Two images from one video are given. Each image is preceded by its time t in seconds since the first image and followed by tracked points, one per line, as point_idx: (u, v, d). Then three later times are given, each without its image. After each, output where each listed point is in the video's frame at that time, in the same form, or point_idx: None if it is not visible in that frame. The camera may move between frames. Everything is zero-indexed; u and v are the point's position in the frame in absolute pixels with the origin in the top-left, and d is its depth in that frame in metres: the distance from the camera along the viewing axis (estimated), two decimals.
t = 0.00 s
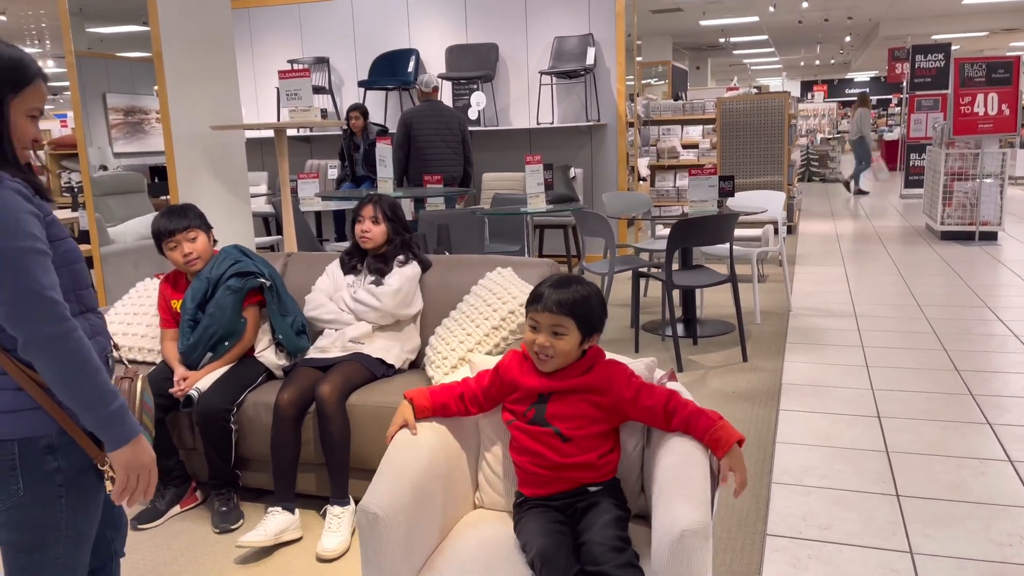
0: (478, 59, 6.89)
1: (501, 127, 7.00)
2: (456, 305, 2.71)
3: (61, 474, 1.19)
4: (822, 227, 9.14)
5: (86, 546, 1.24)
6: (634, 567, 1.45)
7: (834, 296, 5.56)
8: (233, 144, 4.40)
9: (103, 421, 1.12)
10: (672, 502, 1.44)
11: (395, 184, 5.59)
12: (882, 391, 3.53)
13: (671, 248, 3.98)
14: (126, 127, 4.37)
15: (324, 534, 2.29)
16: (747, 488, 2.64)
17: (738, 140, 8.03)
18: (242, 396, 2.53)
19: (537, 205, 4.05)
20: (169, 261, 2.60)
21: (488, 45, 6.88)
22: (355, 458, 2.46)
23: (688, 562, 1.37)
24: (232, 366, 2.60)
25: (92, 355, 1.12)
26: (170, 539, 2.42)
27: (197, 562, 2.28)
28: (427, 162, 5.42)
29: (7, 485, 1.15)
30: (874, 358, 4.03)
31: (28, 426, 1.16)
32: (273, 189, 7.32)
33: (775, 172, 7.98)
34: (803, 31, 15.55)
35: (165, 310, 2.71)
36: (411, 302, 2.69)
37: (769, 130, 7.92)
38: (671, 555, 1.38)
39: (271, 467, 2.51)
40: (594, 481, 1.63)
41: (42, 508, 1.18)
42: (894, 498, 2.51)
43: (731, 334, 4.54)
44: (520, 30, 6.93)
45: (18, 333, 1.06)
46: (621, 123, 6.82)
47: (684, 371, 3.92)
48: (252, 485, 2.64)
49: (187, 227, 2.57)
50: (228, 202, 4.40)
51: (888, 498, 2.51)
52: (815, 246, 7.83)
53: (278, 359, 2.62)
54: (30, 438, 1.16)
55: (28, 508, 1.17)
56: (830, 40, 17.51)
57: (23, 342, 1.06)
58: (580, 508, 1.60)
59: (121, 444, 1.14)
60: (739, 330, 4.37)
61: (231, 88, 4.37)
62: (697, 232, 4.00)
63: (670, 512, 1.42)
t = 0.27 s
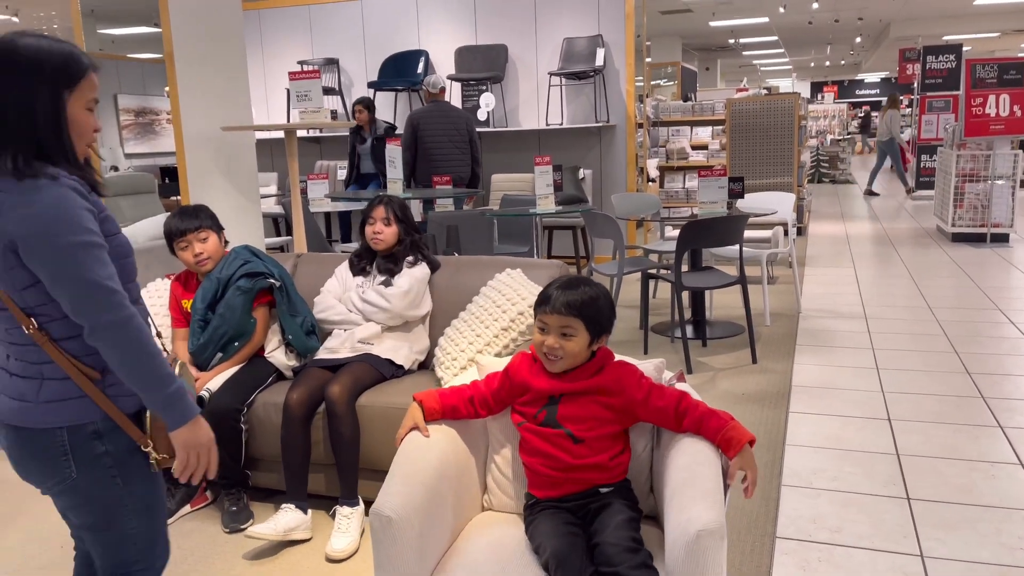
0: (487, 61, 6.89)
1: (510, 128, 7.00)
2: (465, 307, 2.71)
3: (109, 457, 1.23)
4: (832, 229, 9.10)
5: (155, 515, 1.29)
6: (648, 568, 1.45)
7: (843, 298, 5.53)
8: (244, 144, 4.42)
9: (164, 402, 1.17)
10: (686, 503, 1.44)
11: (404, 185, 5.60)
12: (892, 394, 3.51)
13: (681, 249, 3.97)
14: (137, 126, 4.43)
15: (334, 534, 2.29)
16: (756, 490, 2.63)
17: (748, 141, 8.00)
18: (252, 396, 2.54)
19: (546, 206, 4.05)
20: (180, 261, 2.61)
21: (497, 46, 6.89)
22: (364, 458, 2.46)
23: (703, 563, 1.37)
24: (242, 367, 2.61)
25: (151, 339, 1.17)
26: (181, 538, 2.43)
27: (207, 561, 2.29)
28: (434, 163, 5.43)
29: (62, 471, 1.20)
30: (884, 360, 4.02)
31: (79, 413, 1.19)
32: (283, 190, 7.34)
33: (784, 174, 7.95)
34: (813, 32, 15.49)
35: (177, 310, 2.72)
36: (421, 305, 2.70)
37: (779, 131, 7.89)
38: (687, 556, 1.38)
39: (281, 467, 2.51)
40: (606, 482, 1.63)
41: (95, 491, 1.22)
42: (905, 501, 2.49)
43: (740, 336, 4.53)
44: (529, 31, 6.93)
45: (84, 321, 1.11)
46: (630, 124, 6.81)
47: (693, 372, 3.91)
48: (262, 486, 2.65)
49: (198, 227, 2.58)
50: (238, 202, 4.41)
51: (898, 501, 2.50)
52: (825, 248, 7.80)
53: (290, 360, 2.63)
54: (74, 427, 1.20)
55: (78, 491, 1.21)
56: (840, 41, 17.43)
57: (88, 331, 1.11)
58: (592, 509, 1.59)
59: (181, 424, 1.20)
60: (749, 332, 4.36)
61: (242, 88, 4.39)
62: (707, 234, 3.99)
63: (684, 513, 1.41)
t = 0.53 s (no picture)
0: (502, 63, 6.90)
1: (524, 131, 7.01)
2: (478, 309, 2.72)
3: (165, 438, 1.27)
4: (847, 233, 9.05)
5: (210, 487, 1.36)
6: (664, 571, 1.45)
7: (858, 302, 5.50)
8: (260, 146, 4.45)
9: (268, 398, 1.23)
10: (702, 506, 1.44)
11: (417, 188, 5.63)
12: (908, 398, 3.49)
13: (695, 252, 3.96)
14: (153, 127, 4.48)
15: (348, 534, 2.30)
16: (770, 495, 2.62)
17: (763, 144, 7.97)
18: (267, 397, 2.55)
19: (560, 209, 4.05)
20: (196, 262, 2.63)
21: (512, 49, 6.90)
22: (378, 459, 2.47)
23: (719, 566, 1.37)
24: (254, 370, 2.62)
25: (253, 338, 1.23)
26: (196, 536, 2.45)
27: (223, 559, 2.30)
28: (443, 165, 5.46)
29: (120, 453, 1.23)
30: (900, 365, 3.99)
31: (140, 400, 1.23)
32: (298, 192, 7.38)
33: (799, 177, 7.91)
34: (829, 34, 15.42)
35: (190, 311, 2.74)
36: (435, 306, 2.71)
37: (794, 133, 7.85)
38: (702, 559, 1.38)
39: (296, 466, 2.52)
40: (620, 485, 1.63)
41: (154, 467, 1.26)
42: (921, 507, 2.48)
43: (754, 339, 4.51)
44: (544, 34, 6.94)
45: (194, 321, 1.17)
46: (644, 127, 6.81)
47: (707, 376, 3.90)
48: (278, 485, 2.66)
49: (214, 230, 2.60)
50: (254, 203, 4.44)
51: (914, 507, 2.48)
52: (840, 251, 7.76)
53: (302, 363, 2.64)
54: (135, 411, 1.23)
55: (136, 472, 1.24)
56: (856, 44, 17.34)
57: (197, 330, 1.17)
58: (607, 512, 1.60)
59: (289, 414, 1.25)
60: (763, 336, 4.34)
61: (258, 90, 4.42)
62: (721, 236, 3.98)
63: (700, 516, 1.41)
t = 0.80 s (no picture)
0: (519, 67, 6.91)
1: (541, 135, 7.01)
2: (495, 313, 2.72)
3: (242, 434, 1.29)
4: (866, 238, 8.98)
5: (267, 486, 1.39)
6: None
7: (878, 308, 5.46)
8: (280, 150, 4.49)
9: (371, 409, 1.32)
10: (722, 513, 1.43)
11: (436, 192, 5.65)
12: (928, 406, 3.46)
13: (713, 257, 3.94)
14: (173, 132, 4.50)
15: (365, 538, 2.31)
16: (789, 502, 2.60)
17: (781, 148, 7.93)
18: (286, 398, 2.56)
19: (578, 213, 4.05)
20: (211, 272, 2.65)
21: (529, 53, 6.91)
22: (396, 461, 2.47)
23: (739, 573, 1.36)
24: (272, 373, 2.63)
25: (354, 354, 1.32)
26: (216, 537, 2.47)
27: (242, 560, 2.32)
28: (457, 169, 5.46)
29: (202, 446, 1.24)
30: (920, 372, 3.95)
31: (227, 396, 1.26)
32: (315, 194, 7.42)
33: (818, 181, 7.86)
34: (848, 38, 15.32)
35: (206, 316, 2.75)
36: (452, 309, 2.72)
37: (812, 137, 7.81)
38: (722, 565, 1.37)
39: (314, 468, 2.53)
40: (639, 491, 1.63)
41: (233, 460, 1.27)
42: (941, 516, 2.45)
43: (772, 345, 4.49)
44: (562, 38, 6.94)
45: (310, 332, 1.25)
46: (661, 131, 6.79)
47: (724, 381, 3.89)
48: (297, 486, 2.67)
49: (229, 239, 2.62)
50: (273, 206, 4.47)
51: (934, 516, 2.46)
52: (859, 256, 7.70)
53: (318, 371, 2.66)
54: (221, 408, 1.26)
55: (217, 467, 1.26)
56: (875, 48, 17.21)
57: (314, 343, 1.25)
58: (625, 518, 1.60)
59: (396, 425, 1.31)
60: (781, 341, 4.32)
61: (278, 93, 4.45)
62: (739, 242, 3.96)
63: (720, 523, 1.41)
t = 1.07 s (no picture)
0: (547, 71, 6.92)
1: (569, 138, 7.01)
2: (525, 316, 2.73)
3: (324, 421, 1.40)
4: (899, 242, 8.86)
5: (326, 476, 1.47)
6: None
7: (911, 313, 5.39)
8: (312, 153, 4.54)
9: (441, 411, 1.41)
10: (756, 516, 1.42)
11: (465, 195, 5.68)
12: (963, 412, 3.41)
13: (743, 260, 3.92)
14: (205, 136, 4.50)
15: (396, 537, 2.33)
16: (820, 507, 2.58)
17: (811, 151, 7.85)
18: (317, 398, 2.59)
19: (607, 216, 4.05)
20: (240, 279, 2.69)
21: (558, 56, 6.92)
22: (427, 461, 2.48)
23: None
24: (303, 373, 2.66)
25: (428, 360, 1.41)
26: (249, 534, 2.51)
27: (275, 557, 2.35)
28: (476, 172, 5.44)
29: (294, 432, 1.34)
30: (955, 378, 3.90)
31: (319, 384, 1.36)
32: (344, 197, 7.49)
33: (849, 185, 7.78)
34: (880, 40, 15.14)
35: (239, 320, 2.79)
36: (481, 311, 2.73)
37: (843, 140, 7.72)
38: (755, 567, 1.36)
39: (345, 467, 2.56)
40: (671, 494, 1.63)
41: (314, 448, 1.38)
42: (977, 524, 2.42)
43: (803, 350, 4.45)
44: (590, 42, 6.94)
45: (397, 334, 1.33)
46: (690, 134, 6.76)
47: (754, 385, 3.87)
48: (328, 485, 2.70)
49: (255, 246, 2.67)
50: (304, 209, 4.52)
51: (970, 523, 2.42)
52: (891, 261, 7.60)
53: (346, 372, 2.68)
54: (312, 395, 1.36)
55: (302, 453, 1.36)
56: (908, 50, 16.98)
57: (397, 347, 1.33)
58: (657, 520, 1.59)
59: (454, 433, 1.40)
60: (812, 346, 4.28)
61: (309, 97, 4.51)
62: (769, 246, 3.94)
63: (754, 526, 1.40)
